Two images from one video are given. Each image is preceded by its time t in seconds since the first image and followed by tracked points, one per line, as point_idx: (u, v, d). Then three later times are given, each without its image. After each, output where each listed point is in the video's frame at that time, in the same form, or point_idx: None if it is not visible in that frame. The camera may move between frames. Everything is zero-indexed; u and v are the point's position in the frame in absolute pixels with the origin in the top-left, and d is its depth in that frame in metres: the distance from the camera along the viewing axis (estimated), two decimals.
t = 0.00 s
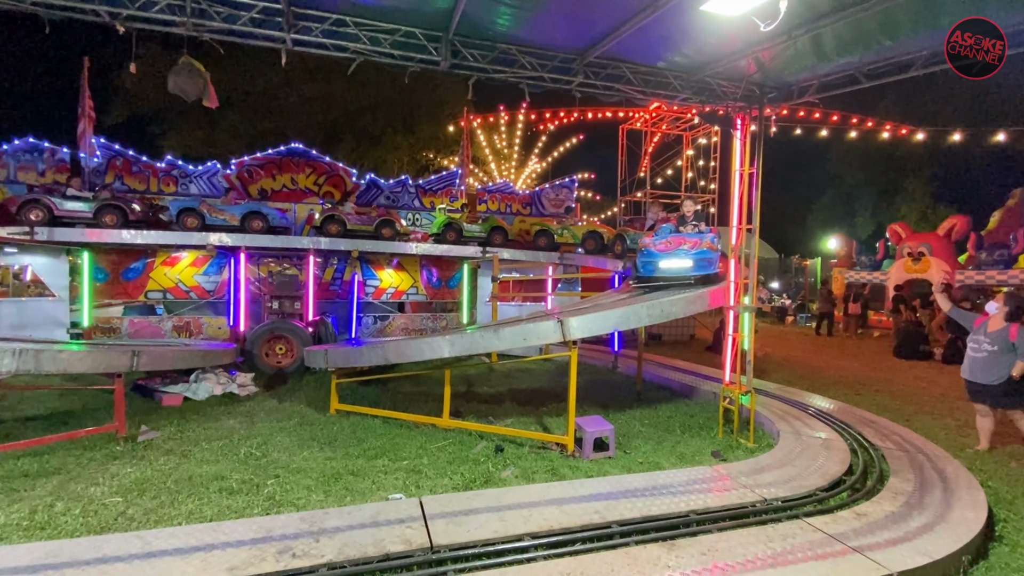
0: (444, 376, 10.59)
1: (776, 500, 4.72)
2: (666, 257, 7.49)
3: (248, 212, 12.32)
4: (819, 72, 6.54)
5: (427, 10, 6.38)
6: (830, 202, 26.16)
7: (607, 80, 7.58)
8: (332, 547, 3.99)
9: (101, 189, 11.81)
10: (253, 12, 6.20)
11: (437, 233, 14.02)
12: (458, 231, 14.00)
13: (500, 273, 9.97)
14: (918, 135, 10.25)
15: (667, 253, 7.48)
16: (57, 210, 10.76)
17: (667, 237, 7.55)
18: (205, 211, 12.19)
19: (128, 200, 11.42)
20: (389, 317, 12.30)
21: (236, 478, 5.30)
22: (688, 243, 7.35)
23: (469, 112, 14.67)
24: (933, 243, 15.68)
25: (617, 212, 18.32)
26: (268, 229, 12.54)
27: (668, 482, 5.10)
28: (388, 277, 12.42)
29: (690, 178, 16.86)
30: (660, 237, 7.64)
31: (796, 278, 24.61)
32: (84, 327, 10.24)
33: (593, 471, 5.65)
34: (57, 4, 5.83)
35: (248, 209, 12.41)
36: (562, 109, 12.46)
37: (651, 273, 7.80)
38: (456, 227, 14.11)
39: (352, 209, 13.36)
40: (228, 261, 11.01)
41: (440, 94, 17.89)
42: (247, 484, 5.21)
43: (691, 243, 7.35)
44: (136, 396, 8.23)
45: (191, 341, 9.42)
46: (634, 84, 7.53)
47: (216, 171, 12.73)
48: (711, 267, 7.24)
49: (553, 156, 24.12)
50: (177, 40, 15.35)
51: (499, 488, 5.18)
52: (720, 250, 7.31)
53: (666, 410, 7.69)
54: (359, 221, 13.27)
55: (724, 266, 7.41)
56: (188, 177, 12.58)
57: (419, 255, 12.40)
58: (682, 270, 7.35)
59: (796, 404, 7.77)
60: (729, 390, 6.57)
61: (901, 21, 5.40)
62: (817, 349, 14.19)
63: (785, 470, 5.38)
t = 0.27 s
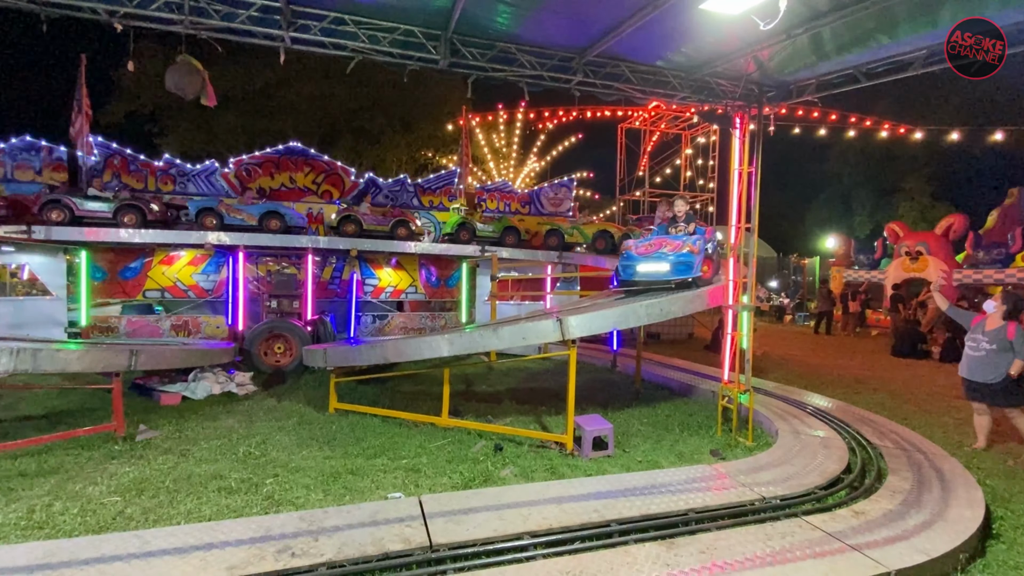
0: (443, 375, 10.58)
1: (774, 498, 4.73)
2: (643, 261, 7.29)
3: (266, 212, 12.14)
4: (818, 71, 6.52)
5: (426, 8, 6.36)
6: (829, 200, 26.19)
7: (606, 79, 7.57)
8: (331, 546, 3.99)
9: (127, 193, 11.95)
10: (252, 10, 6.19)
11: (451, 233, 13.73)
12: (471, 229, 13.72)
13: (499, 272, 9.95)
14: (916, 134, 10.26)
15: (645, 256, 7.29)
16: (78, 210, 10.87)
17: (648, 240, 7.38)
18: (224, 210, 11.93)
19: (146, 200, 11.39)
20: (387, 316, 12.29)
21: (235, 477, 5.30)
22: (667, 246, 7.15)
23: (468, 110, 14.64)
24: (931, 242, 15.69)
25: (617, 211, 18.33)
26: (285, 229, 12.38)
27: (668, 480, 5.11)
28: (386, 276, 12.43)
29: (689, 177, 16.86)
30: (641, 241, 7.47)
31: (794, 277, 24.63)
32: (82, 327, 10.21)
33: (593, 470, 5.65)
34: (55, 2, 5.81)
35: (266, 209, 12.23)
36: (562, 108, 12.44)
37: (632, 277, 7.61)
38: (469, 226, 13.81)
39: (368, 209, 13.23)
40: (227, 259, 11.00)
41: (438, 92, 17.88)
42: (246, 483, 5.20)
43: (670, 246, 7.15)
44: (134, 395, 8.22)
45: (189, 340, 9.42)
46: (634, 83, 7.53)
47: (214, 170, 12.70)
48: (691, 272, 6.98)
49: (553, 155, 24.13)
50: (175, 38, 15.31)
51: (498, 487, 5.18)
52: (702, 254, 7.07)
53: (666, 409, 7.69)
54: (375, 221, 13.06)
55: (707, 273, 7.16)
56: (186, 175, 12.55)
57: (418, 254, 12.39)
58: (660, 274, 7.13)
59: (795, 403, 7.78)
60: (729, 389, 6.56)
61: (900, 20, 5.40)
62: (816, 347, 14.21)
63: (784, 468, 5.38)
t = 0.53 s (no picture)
0: (443, 374, 10.58)
1: (775, 497, 4.73)
2: (620, 265, 7.06)
3: (283, 212, 12.09)
4: (818, 70, 6.51)
5: (426, 6, 6.35)
6: (829, 199, 26.15)
7: (607, 77, 7.57)
8: (332, 545, 4.00)
9: (146, 192, 12.15)
10: (252, 9, 6.18)
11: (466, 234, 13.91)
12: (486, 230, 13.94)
13: (500, 271, 9.94)
14: (917, 133, 10.24)
15: (622, 260, 7.06)
16: (99, 210, 10.99)
17: (626, 244, 7.14)
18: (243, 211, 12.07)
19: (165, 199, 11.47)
20: (388, 315, 12.27)
21: (236, 476, 5.30)
22: (645, 250, 6.93)
23: (468, 109, 14.62)
24: (931, 241, 15.67)
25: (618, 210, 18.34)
26: (303, 229, 12.30)
27: (668, 479, 5.11)
28: (387, 275, 12.48)
29: (690, 175, 16.85)
30: (619, 246, 7.24)
31: (795, 276, 24.63)
32: (82, 326, 10.26)
33: (593, 468, 5.65)
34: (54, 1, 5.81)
35: (283, 209, 12.20)
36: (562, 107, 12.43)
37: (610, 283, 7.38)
38: (483, 227, 13.97)
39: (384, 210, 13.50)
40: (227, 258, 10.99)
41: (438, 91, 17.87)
42: (247, 482, 5.21)
43: (648, 250, 6.93)
44: (135, 394, 8.22)
45: (189, 339, 9.44)
46: (634, 82, 7.52)
47: (214, 169, 12.69)
48: (669, 276, 6.75)
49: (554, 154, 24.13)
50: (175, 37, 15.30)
51: (499, 486, 5.18)
52: (681, 258, 6.83)
53: (666, 408, 7.70)
54: (392, 222, 13.36)
55: (687, 277, 6.92)
56: (186, 175, 12.55)
57: (418, 253, 12.40)
58: (636, 278, 6.90)
59: (795, 402, 7.78)
60: (729, 388, 6.56)
61: (901, 18, 5.39)
62: (816, 346, 14.21)
63: (783, 467, 5.38)
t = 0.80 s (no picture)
0: (444, 373, 10.59)
1: (777, 497, 4.73)
2: (596, 269, 6.99)
3: (303, 212, 12.89)
4: (821, 68, 6.49)
5: (427, 5, 6.34)
6: (831, 198, 26.13)
7: (608, 76, 7.55)
8: (334, 543, 4.00)
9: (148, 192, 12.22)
10: (252, 8, 6.17)
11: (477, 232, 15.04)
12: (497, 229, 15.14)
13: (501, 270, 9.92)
14: (918, 131, 10.21)
15: (600, 264, 6.96)
16: (121, 210, 11.53)
17: (604, 247, 7.03)
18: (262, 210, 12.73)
19: (183, 199, 11.83)
20: (389, 314, 12.29)
21: (238, 475, 5.31)
22: (622, 252, 6.79)
23: (469, 108, 14.58)
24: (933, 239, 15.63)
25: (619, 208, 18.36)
26: (320, 229, 13.15)
27: (670, 478, 5.11)
28: (388, 274, 12.44)
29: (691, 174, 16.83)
30: (598, 248, 7.12)
31: (796, 275, 24.61)
32: (84, 325, 10.34)
33: (594, 467, 5.65)
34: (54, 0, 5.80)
35: (302, 208, 12.93)
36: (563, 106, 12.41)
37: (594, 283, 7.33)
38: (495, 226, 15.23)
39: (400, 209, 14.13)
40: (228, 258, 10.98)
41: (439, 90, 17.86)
42: (249, 481, 5.21)
43: (624, 252, 6.78)
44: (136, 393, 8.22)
45: (190, 338, 9.44)
46: (635, 80, 7.51)
47: (215, 168, 12.70)
48: (645, 280, 6.62)
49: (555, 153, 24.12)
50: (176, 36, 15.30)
51: (500, 484, 5.19)
52: (658, 261, 6.66)
53: (667, 407, 7.70)
54: (407, 221, 14.05)
55: (666, 280, 6.76)
56: (187, 174, 12.57)
57: (419, 252, 12.42)
58: (612, 281, 6.81)
59: (796, 401, 7.78)
60: (731, 388, 6.55)
61: (903, 16, 5.37)
62: (817, 345, 14.20)
63: (785, 466, 5.38)
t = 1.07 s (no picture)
0: (446, 372, 10.60)
1: (779, 496, 4.72)
2: (574, 272, 6.83)
3: (321, 212, 13.17)
4: (823, 66, 6.46)
5: (429, 4, 6.34)
6: (834, 197, 26.07)
7: (610, 74, 7.55)
8: (336, 542, 4.00)
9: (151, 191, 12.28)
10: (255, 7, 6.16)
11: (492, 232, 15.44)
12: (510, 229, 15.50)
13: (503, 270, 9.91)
14: (922, 130, 10.16)
15: (576, 267, 6.79)
16: (142, 211, 11.85)
17: (583, 250, 6.85)
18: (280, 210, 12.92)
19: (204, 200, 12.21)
20: (391, 313, 12.22)
21: (241, 474, 5.32)
22: (597, 256, 6.62)
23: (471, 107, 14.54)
24: (936, 238, 15.58)
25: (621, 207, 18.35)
26: (337, 229, 13.43)
27: (672, 477, 5.10)
28: (389, 273, 12.43)
29: (693, 173, 16.80)
30: (577, 251, 6.95)
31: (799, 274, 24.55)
32: (88, 324, 10.27)
33: (597, 466, 5.65)
34: None
35: (320, 209, 13.19)
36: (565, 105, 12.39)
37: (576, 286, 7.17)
38: (508, 227, 15.57)
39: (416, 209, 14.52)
40: (231, 257, 10.96)
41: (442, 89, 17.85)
42: (251, 479, 5.22)
43: (600, 256, 6.60)
44: (139, 392, 8.23)
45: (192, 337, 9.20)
46: (638, 79, 7.50)
47: (218, 167, 12.71)
48: (620, 284, 6.45)
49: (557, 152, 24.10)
50: (178, 35, 15.32)
51: (503, 483, 5.19)
52: (633, 265, 6.47)
53: (669, 406, 7.69)
54: (423, 221, 14.49)
55: (644, 285, 6.59)
56: (189, 173, 12.61)
57: (421, 251, 12.44)
58: (587, 286, 6.64)
59: (799, 400, 7.77)
60: (733, 386, 6.54)
61: (906, 14, 5.35)
62: (820, 344, 14.18)
63: (787, 465, 5.37)
